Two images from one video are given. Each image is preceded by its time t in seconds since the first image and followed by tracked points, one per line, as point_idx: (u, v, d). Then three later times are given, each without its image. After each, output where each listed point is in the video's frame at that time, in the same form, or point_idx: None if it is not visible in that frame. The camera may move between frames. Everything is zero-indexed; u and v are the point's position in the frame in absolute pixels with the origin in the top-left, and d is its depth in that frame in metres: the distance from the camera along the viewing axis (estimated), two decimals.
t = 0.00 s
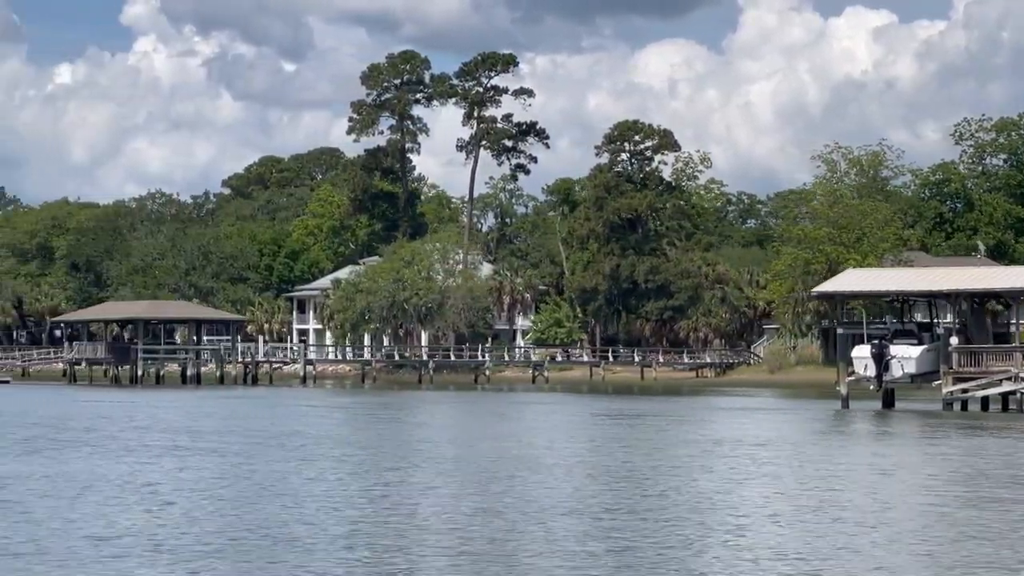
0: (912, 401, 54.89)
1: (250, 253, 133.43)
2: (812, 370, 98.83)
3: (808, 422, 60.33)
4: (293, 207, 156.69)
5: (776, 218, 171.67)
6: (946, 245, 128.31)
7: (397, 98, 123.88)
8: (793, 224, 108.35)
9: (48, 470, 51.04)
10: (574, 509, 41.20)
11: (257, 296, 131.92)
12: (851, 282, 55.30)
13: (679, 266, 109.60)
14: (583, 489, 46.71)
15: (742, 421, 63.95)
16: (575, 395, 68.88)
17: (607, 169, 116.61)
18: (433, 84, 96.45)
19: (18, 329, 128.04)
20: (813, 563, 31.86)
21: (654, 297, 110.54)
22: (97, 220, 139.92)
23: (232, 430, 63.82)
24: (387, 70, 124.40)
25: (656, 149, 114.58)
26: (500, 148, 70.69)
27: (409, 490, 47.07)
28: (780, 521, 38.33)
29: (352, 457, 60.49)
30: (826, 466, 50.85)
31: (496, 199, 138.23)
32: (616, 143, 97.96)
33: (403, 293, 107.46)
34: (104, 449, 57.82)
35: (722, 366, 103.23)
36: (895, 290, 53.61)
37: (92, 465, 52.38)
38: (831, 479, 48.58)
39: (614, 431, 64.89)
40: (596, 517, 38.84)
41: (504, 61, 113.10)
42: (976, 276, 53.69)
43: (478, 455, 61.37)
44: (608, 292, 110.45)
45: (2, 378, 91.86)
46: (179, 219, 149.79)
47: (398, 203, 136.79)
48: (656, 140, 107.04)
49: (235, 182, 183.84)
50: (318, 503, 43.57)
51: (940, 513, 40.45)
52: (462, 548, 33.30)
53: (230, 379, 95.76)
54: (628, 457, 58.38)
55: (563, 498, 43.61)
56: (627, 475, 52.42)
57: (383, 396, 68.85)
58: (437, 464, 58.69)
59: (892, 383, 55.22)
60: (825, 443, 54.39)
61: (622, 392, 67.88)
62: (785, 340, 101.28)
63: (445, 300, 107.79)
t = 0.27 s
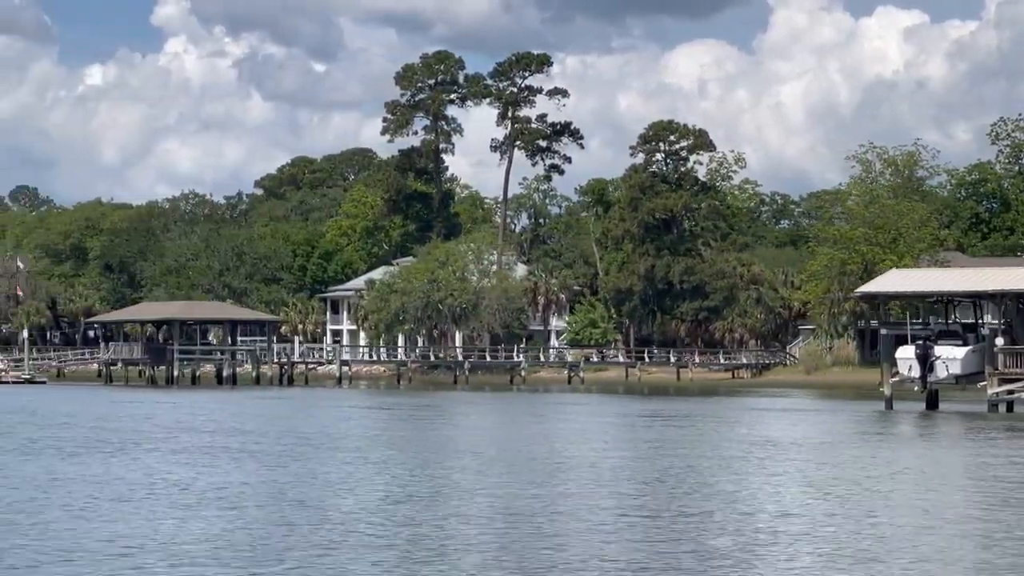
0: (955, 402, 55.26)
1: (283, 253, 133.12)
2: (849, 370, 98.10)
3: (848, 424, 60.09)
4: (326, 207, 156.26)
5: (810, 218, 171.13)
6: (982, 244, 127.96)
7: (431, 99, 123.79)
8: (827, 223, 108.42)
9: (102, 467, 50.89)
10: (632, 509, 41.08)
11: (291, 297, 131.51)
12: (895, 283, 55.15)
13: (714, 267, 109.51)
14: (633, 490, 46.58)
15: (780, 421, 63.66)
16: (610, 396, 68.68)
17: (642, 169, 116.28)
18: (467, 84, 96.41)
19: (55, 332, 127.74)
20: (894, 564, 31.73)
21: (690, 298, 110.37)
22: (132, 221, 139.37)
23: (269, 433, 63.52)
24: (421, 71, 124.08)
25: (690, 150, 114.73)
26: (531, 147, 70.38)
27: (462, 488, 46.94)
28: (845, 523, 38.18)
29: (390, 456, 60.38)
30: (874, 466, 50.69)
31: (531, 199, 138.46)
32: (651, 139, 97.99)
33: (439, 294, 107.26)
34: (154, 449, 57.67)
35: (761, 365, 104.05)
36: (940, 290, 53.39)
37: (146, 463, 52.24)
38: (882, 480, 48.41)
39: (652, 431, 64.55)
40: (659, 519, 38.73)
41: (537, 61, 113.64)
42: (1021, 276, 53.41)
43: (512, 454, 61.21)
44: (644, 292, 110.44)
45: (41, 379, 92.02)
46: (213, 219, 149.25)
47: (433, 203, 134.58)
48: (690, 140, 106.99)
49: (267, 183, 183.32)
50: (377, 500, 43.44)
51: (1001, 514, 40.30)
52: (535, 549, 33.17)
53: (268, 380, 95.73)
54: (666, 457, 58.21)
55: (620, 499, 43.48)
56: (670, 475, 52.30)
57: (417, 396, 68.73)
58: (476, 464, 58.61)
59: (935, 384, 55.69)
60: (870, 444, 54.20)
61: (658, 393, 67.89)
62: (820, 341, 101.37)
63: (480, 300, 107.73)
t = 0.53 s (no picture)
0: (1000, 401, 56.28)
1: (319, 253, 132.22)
2: (888, 370, 100.24)
3: (890, 431, 59.51)
4: (361, 208, 155.40)
5: (845, 218, 170.49)
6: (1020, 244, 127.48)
7: (466, 98, 123.45)
8: (867, 222, 107.85)
9: (154, 468, 50.43)
10: (684, 515, 40.71)
11: (327, 297, 131.02)
12: (940, 283, 54.79)
13: (752, 267, 109.38)
14: (680, 493, 46.30)
15: (818, 424, 63.44)
16: (645, 397, 68.31)
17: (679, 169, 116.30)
18: (504, 85, 96.09)
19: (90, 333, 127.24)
20: (970, 572, 31.37)
21: (727, 298, 110.08)
22: (167, 222, 138.86)
23: (304, 432, 62.81)
24: (458, 71, 123.90)
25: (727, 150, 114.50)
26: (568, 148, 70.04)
27: (513, 490, 46.60)
28: (906, 529, 37.82)
29: (427, 452, 60.12)
30: (923, 468, 50.28)
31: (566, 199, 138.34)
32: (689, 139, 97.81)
33: (477, 294, 106.63)
34: (203, 450, 57.18)
35: (801, 366, 104.14)
36: (986, 290, 52.97)
37: (196, 465, 51.76)
38: (935, 482, 47.94)
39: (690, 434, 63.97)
40: (715, 526, 38.39)
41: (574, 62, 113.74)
42: None
43: (543, 451, 60.92)
44: (681, 292, 110.36)
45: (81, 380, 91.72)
46: (247, 219, 148.33)
47: (468, 203, 137.17)
48: (727, 140, 106.74)
49: (300, 183, 182.31)
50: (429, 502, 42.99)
51: None
52: (598, 558, 32.74)
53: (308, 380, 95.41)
54: (702, 454, 57.87)
55: (673, 505, 43.06)
56: (710, 475, 52.01)
57: (454, 396, 68.39)
58: (511, 459, 58.32)
59: (981, 385, 56.71)
60: (916, 448, 53.76)
61: (696, 394, 68.02)
62: (858, 342, 102.50)
63: (517, 300, 107.27)
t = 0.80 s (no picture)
0: None
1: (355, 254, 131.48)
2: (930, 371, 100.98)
3: (931, 435, 59.64)
4: (398, 208, 154.68)
5: (883, 218, 170.26)
6: None
7: (504, 98, 122.84)
8: (907, 221, 107.31)
9: (213, 468, 49.75)
10: (756, 519, 40.43)
11: (364, 297, 130.27)
12: (990, 284, 54.35)
13: (791, 267, 109.02)
14: (739, 496, 46.09)
15: (860, 426, 63.82)
16: (681, 397, 68.66)
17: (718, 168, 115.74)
18: (540, 85, 95.71)
19: (127, 333, 126.83)
20: None
21: (766, 299, 109.67)
22: (205, 222, 138.37)
23: (353, 432, 62.67)
24: (496, 71, 123.15)
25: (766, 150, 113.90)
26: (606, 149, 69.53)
27: (563, 492, 46.34)
28: (974, 533, 37.43)
29: (471, 450, 60.09)
30: (980, 470, 50.10)
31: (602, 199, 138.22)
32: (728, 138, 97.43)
33: (513, 295, 105.76)
34: (258, 449, 56.51)
35: (839, 364, 104.91)
36: None
37: (253, 464, 51.37)
38: (987, 484, 47.58)
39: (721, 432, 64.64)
40: (790, 530, 38.09)
41: (612, 62, 113.62)
42: None
43: (586, 451, 60.89)
44: (719, 292, 110.22)
45: (119, 380, 91.19)
46: (283, 219, 147.76)
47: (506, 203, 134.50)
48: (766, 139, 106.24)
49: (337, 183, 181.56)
50: (497, 504, 42.59)
51: None
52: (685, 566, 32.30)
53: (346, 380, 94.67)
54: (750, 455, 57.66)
55: (742, 509, 42.74)
56: (762, 477, 51.86)
57: (490, 396, 68.66)
58: (558, 458, 58.24)
59: None
60: (968, 451, 53.57)
61: (737, 395, 68.24)
62: (899, 342, 103.11)
63: (555, 300, 106.39)
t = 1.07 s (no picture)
0: None
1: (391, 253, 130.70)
2: (972, 374, 101.07)
3: (975, 437, 59.58)
4: (434, 208, 153.93)
5: (920, 218, 170.14)
6: None
7: (541, 98, 122.28)
8: (946, 220, 106.77)
9: (274, 469, 49.16)
10: (831, 519, 40.21)
11: (401, 297, 129.35)
12: None
13: (829, 266, 108.64)
14: (799, 497, 45.74)
15: (895, 427, 63.73)
16: (719, 397, 68.57)
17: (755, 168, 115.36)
18: (579, 84, 95.26)
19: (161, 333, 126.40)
20: None
21: (804, 299, 109.14)
22: (240, 222, 137.89)
23: (403, 432, 62.43)
24: (533, 69, 122.82)
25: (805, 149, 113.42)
26: (643, 147, 69.15)
27: (616, 492, 46.09)
28: None
29: (520, 450, 59.91)
30: None
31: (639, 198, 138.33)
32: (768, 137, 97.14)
33: (551, 295, 105.08)
34: (314, 450, 55.88)
35: (879, 365, 105.36)
36: None
37: (306, 461, 51.21)
38: None
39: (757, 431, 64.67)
40: (868, 529, 37.87)
41: (649, 61, 113.34)
42: None
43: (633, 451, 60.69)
44: (757, 292, 109.77)
45: (158, 380, 90.79)
46: (318, 219, 147.15)
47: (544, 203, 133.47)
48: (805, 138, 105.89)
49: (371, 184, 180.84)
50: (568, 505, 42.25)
51: None
52: (777, 566, 31.96)
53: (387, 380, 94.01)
54: (795, 457, 57.35)
55: (816, 510, 42.47)
56: (817, 476, 51.65)
57: (529, 397, 68.54)
58: (610, 458, 58.04)
59: None
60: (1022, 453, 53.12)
61: (774, 394, 68.00)
62: (939, 342, 102.30)
63: (592, 301, 105.52)
